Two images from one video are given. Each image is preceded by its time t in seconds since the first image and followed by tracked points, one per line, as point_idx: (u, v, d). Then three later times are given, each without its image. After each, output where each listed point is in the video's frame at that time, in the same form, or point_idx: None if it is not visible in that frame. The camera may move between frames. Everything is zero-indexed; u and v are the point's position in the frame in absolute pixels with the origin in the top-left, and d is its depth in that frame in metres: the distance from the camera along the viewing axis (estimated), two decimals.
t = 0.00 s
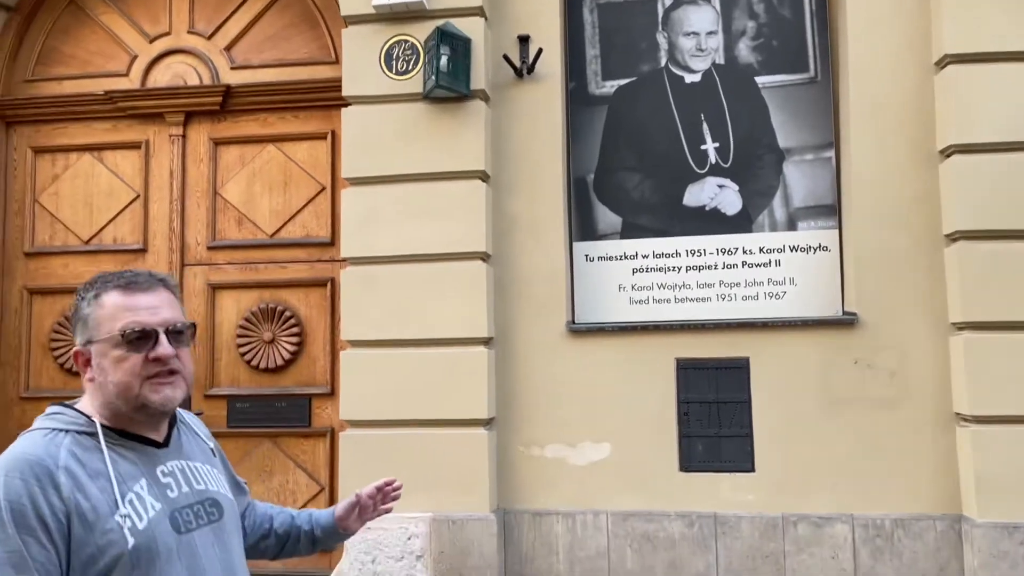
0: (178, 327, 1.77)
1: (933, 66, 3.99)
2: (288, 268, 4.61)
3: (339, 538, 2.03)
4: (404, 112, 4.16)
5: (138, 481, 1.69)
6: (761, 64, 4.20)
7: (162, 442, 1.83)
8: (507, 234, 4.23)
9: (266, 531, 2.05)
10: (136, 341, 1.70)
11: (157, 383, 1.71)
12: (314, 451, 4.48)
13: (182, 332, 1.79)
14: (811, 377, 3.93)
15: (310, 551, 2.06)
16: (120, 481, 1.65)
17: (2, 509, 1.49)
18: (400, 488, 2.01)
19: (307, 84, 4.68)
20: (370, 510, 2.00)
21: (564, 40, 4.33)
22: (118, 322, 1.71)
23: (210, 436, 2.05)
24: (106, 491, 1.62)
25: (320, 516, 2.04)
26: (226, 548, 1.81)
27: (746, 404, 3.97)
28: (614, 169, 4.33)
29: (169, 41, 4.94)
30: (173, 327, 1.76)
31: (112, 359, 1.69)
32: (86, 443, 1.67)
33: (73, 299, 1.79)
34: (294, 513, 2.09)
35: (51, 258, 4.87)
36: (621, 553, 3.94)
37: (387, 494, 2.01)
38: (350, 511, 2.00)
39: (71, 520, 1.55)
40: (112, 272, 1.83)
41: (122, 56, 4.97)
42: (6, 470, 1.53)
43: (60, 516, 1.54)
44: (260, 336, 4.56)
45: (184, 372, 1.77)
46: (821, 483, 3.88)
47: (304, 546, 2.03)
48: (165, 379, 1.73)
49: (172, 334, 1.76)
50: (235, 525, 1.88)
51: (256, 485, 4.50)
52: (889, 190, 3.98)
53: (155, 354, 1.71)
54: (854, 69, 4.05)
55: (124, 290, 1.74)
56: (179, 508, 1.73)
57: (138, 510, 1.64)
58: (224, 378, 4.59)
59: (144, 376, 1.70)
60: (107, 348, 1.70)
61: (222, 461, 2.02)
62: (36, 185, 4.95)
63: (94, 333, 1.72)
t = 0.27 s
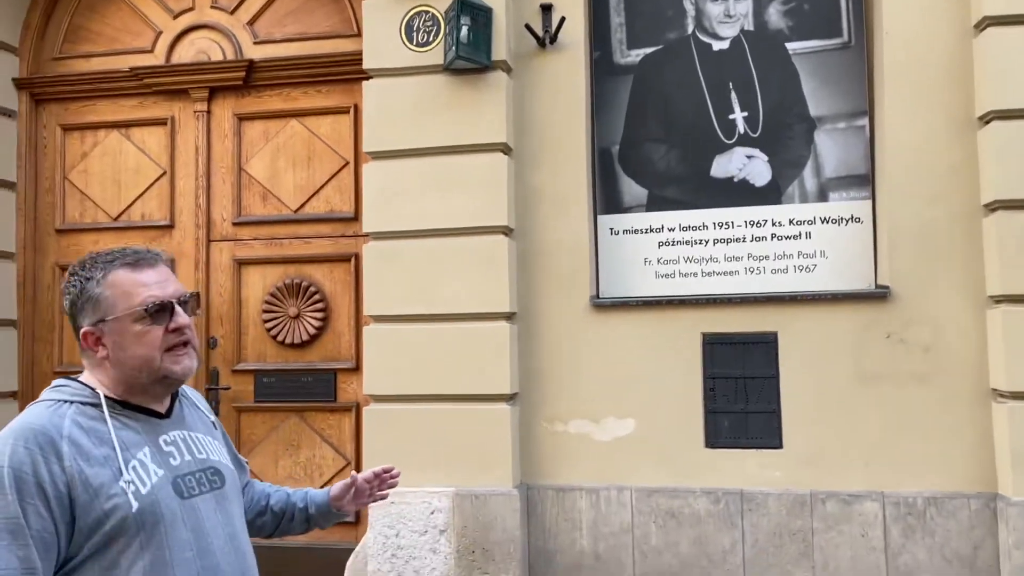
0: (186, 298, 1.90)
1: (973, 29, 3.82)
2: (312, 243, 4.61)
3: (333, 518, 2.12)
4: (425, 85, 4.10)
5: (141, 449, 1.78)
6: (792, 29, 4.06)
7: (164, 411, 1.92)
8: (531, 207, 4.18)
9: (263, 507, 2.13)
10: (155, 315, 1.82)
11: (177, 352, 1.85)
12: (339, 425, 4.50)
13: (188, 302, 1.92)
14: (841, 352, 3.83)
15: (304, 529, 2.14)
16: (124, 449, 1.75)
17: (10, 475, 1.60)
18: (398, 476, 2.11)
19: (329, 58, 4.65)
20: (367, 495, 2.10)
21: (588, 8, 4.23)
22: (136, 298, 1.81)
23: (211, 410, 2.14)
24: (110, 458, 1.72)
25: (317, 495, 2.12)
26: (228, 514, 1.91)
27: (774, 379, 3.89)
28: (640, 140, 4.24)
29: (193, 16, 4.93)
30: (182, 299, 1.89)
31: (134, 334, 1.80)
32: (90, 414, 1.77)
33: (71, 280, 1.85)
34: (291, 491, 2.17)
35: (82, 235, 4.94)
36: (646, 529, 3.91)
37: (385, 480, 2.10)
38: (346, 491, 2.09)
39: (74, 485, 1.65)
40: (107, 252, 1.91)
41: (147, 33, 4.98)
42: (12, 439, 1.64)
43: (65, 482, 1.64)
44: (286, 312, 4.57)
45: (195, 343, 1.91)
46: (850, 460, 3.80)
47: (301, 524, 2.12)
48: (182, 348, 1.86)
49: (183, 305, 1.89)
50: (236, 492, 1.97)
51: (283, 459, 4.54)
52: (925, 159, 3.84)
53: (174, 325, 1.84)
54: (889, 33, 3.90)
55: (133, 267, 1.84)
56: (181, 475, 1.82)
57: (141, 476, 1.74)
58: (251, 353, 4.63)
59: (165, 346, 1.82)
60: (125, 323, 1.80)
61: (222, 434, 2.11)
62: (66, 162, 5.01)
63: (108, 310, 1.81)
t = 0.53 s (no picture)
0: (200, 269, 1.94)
1: None
2: (344, 222, 4.61)
3: (333, 491, 2.13)
4: (454, 60, 4.05)
5: (150, 418, 1.78)
6: None
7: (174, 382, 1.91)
8: (562, 183, 4.10)
9: (266, 480, 2.13)
10: (183, 286, 1.85)
11: (202, 319, 1.90)
12: (372, 403, 4.53)
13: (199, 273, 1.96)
14: (881, 330, 3.71)
15: (304, 501, 2.15)
16: (133, 418, 1.75)
17: (23, 442, 1.61)
18: (398, 450, 2.12)
19: (359, 35, 4.61)
20: (366, 470, 2.11)
21: None
22: (164, 273, 1.83)
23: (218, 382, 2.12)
24: (120, 427, 1.73)
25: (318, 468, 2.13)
26: (235, 483, 1.91)
27: (810, 358, 3.79)
28: (673, 113, 4.13)
29: None
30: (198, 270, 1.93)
31: (166, 306, 1.82)
32: (104, 385, 1.77)
33: (86, 260, 1.83)
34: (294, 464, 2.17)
35: (121, 215, 5.02)
36: (677, 509, 3.87)
37: (385, 455, 2.12)
38: (346, 465, 2.10)
39: (84, 452, 1.66)
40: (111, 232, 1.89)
41: (180, 13, 4.99)
42: (25, 406, 1.65)
43: (75, 450, 1.66)
44: (319, 290, 4.60)
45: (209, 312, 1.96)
46: (889, 441, 3.69)
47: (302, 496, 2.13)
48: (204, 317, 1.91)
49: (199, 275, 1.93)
50: (242, 463, 1.97)
51: (317, 437, 4.60)
52: (972, 130, 3.67)
53: (199, 295, 1.88)
54: None
55: (151, 243, 1.86)
56: (189, 444, 1.83)
57: (150, 445, 1.75)
58: (286, 331, 4.67)
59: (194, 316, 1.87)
60: (154, 297, 1.82)
61: (229, 406, 2.09)
62: (104, 143, 5.07)
63: (137, 286, 1.81)
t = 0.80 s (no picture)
0: (223, 255, 1.97)
1: None
2: (389, 205, 4.64)
3: (348, 473, 2.15)
4: (496, 41, 4.02)
5: (166, 395, 1.82)
6: None
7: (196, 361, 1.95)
8: (604, 164, 4.05)
9: (287, 459, 2.18)
10: (203, 270, 1.89)
11: (221, 304, 1.92)
12: (416, 384, 4.57)
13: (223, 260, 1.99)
14: (936, 316, 3.57)
15: (321, 483, 2.18)
16: (151, 393, 1.79)
17: (50, 409, 1.68)
18: (413, 436, 2.13)
19: (403, 17, 4.60)
20: (381, 453, 2.12)
21: None
22: (184, 257, 1.87)
23: (242, 363, 2.13)
24: (139, 401, 1.77)
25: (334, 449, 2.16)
26: (246, 465, 1.92)
27: (860, 343, 3.67)
28: (721, 92, 4.02)
29: None
30: (220, 256, 1.96)
31: (185, 288, 1.86)
32: (127, 360, 1.82)
33: (112, 242, 1.88)
34: (314, 445, 2.21)
35: (175, 199, 5.13)
36: (721, 496, 3.81)
37: (401, 439, 2.13)
38: (360, 446, 2.12)
39: (104, 422, 1.72)
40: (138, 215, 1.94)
41: None
42: (54, 374, 1.72)
43: (95, 420, 1.71)
44: (364, 273, 4.64)
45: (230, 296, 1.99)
46: (944, 431, 3.56)
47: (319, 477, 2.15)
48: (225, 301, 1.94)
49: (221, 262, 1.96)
50: (255, 446, 1.98)
51: (363, 417, 4.65)
52: None
53: (219, 279, 1.91)
54: None
55: (176, 228, 1.90)
56: (202, 423, 1.85)
57: (165, 421, 1.78)
58: (332, 313, 4.73)
59: (214, 299, 1.90)
60: (174, 279, 1.86)
61: (250, 386, 2.12)
62: (159, 128, 5.19)
63: (158, 268, 1.85)
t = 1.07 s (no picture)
0: (237, 250, 1.99)
1: None
2: (446, 193, 4.68)
3: (366, 463, 2.23)
4: (551, 28, 4.00)
5: (186, 373, 1.92)
6: None
7: (219, 345, 2.03)
8: (660, 152, 3.99)
9: (307, 448, 2.26)
10: (202, 261, 1.94)
11: (218, 295, 1.96)
12: (471, 371, 4.63)
13: (242, 255, 2.01)
14: (1006, 309, 3.41)
15: (342, 472, 2.26)
16: (172, 369, 1.90)
17: (77, 374, 1.81)
18: (427, 426, 2.19)
19: (461, 6, 4.62)
20: (395, 443, 2.20)
21: None
22: (187, 244, 1.95)
23: (269, 352, 2.22)
24: (160, 375, 1.88)
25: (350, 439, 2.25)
26: (259, 447, 2.01)
27: (925, 337, 3.53)
28: (782, 77, 3.91)
29: None
30: (232, 251, 1.98)
31: (182, 273, 1.95)
32: (155, 336, 1.94)
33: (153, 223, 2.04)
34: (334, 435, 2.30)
35: (242, 187, 5.28)
36: (775, 492, 3.73)
37: (415, 430, 2.19)
38: (376, 436, 2.19)
39: (125, 392, 1.83)
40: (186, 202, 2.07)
41: None
42: (86, 344, 1.85)
43: (117, 389, 1.83)
44: (421, 261, 4.71)
45: (241, 290, 2.01)
46: (1013, 431, 3.40)
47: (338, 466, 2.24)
48: (226, 294, 1.97)
49: (232, 256, 1.98)
50: (272, 430, 2.06)
51: (419, 404, 4.73)
52: None
53: (217, 272, 1.95)
54: None
55: (194, 217, 1.98)
56: (218, 403, 1.94)
57: (182, 395, 1.89)
58: (390, 300, 4.81)
59: (208, 290, 1.94)
60: (177, 265, 1.95)
61: (275, 375, 2.21)
62: (227, 119, 5.35)
63: (168, 251, 1.97)
